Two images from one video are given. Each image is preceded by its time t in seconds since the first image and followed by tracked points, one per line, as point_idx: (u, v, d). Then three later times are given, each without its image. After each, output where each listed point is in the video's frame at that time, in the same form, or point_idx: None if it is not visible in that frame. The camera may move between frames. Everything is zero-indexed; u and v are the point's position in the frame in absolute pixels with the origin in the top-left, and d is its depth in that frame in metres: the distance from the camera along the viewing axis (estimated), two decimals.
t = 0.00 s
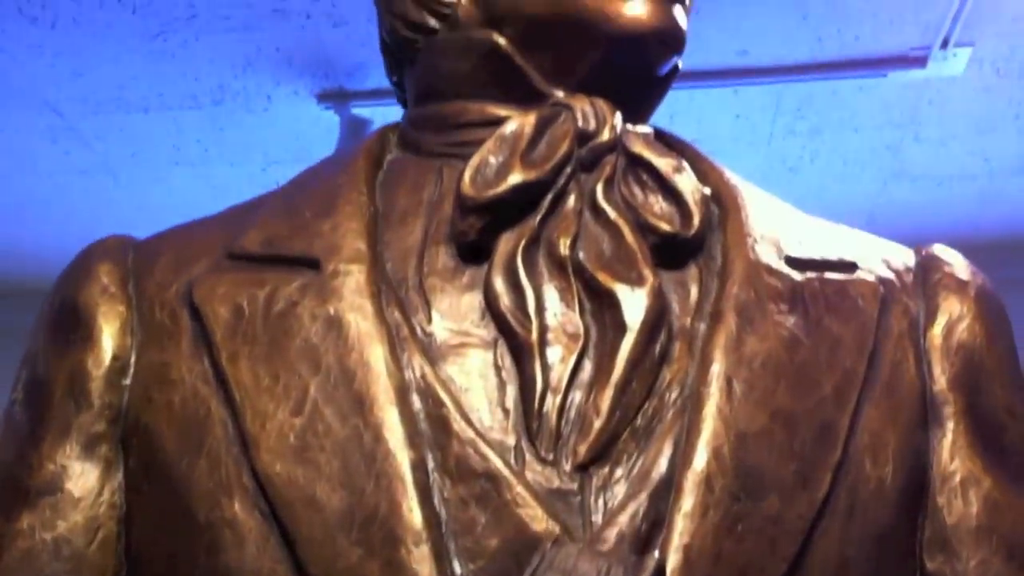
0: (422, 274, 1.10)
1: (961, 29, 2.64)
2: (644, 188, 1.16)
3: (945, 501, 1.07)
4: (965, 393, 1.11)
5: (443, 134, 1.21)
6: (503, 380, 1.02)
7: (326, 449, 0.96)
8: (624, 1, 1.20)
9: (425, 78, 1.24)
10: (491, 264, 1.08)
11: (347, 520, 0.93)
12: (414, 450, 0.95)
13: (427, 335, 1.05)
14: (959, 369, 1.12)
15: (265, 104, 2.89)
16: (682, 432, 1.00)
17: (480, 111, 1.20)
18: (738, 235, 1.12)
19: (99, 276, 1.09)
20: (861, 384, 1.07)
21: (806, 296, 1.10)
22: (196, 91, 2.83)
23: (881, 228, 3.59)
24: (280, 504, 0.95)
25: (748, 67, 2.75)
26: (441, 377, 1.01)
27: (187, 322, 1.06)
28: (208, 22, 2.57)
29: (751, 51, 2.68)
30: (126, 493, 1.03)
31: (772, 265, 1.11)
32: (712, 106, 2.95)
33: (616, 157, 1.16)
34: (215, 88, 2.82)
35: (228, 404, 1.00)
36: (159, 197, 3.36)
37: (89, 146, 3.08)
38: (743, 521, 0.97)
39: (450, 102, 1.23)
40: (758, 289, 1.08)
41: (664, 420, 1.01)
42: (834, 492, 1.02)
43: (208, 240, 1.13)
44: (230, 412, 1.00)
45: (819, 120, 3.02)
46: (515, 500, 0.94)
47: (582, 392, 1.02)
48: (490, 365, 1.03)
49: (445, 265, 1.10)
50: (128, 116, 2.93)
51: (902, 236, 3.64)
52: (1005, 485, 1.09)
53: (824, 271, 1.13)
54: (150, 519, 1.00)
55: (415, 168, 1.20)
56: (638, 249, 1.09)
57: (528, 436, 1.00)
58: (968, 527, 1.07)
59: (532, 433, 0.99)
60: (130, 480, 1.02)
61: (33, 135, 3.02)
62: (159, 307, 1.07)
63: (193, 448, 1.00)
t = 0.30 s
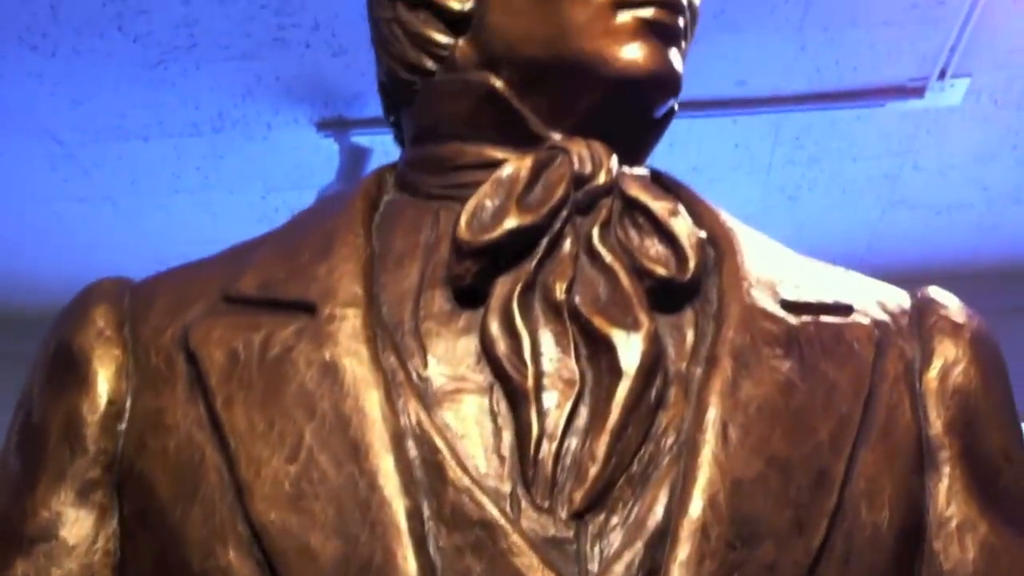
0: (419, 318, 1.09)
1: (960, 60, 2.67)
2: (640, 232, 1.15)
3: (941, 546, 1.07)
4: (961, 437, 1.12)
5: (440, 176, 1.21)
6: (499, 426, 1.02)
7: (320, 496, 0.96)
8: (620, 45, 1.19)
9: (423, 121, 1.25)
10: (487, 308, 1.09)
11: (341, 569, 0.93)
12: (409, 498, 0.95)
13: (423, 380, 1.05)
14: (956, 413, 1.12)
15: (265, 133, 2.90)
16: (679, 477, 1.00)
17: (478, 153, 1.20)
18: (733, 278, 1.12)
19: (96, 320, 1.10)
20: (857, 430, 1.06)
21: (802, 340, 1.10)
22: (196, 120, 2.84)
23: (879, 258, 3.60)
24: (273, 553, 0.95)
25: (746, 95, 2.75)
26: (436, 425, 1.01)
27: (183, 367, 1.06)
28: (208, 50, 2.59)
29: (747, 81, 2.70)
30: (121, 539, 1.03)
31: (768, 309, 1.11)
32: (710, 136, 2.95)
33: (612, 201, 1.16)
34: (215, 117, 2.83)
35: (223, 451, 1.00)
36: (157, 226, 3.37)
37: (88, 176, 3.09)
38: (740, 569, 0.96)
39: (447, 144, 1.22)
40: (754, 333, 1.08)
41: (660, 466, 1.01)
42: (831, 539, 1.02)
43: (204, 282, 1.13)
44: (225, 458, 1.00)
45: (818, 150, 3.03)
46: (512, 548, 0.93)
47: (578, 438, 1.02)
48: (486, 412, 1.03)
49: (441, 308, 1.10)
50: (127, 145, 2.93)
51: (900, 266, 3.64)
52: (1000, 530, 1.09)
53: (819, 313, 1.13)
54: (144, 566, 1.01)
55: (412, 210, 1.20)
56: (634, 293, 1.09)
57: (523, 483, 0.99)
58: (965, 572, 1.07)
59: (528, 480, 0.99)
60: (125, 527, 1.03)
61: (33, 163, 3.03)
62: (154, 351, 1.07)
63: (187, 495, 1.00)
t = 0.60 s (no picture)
0: (413, 360, 1.10)
1: (956, 89, 2.68)
2: (635, 273, 1.15)
3: None
4: (957, 480, 1.12)
5: (435, 216, 1.22)
6: (495, 470, 1.02)
7: (313, 543, 0.96)
8: (615, 86, 1.19)
9: (419, 160, 1.25)
10: (482, 351, 1.09)
11: None
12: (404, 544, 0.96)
13: (417, 424, 1.04)
14: (951, 455, 1.12)
15: (265, 159, 2.90)
16: (673, 523, 1.00)
17: (474, 194, 1.20)
18: (728, 320, 1.12)
19: (89, 360, 1.10)
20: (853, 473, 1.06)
21: (797, 383, 1.10)
22: (196, 146, 2.84)
23: (878, 285, 3.60)
24: None
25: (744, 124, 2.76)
26: (431, 469, 1.01)
27: (176, 409, 1.06)
28: (208, 78, 2.61)
29: (745, 110, 2.72)
30: None
31: (763, 351, 1.11)
32: (709, 163, 2.96)
33: (607, 242, 1.16)
34: (215, 143, 2.84)
35: (216, 496, 1.00)
36: (156, 251, 3.37)
37: (87, 203, 3.10)
38: None
39: (442, 184, 1.23)
40: (748, 377, 1.08)
41: (655, 510, 1.01)
42: None
43: (198, 323, 1.13)
44: (218, 502, 1.00)
45: (816, 178, 3.03)
46: None
47: (573, 482, 1.01)
48: (480, 456, 1.03)
49: (436, 350, 1.11)
50: (126, 171, 2.93)
51: (898, 292, 3.64)
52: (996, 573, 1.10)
53: (814, 355, 1.13)
54: None
55: (408, 250, 1.21)
56: (628, 335, 1.09)
57: (518, 527, 0.99)
58: None
59: (523, 525, 0.99)
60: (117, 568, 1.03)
61: (32, 189, 3.03)
62: (148, 393, 1.07)
63: (181, 540, 1.00)
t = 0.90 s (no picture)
0: (408, 399, 1.10)
1: (952, 113, 2.69)
2: (630, 311, 1.16)
3: None
4: (949, 520, 1.11)
5: (430, 253, 1.22)
6: (487, 510, 1.03)
7: None
8: (611, 125, 1.19)
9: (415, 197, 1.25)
10: (476, 391, 1.09)
11: None
12: None
13: (411, 465, 1.05)
14: (944, 497, 1.11)
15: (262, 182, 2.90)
16: (668, 563, 1.00)
17: (470, 232, 1.20)
18: (723, 359, 1.12)
19: (84, 398, 1.10)
20: (846, 513, 1.07)
21: (791, 423, 1.10)
22: (193, 169, 2.85)
23: (874, 309, 3.61)
24: None
25: (740, 148, 2.77)
26: (424, 509, 1.02)
27: (170, 447, 1.06)
28: (206, 103, 2.61)
29: (742, 135, 2.72)
30: None
31: (759, 391, 1.11)
32: (705, 188, 2.97)
33: (602, 280, 1.16)
34: (213, 166, 2.84)
35: (209, 535, 1.01)
36: (153, 274, 3.37)
37: (84, 225, 3.10)
38: None
39: (438, 222, 1.22)
40: (743, 417, 1.08)
41: (650, 550, 1.01)
42: None
43: (193, 361, 1.13)
44: (211, 544, 1.00)
45: (812, 202, 3.04)
46: None
47: (567, 522, 1.01)
48: (474, 497, 1.04)
49: (431, 389, 1.11)
50: (124, 194, 2.94)
51: (896, 315, 3.64)
52: None
53: (808, 394, 1.13)
54: None
55: (403, 286, 1.21)
56: (622, 374, 1.09)
57: (511, 570, 0.99)
58: None
59: (515, 567, 0.99)
60: None
61: (29, 213, 3.04)
62: (142, 431, 1.08)
63: None
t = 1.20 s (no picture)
0: (404, 432, 1.10)
1: (945, 138, 2.71)
2: (625, 345, 1.16)
3: None
4: (944, 555, 1.11)
5: (426, 284, 1.22)
6: (483, 544, 1.03)
7: None
8: (607, 160, 1.20)
9: (410, 229, 1.25)
10: (472, 425, 1.09)
11: None
12: None
13: (407, 498, 1.05)
14: (938, 531, 1.11)
15: (258, 203, 2.91)
16: None
17: (465, 265, 1.20)
18: (717, 394, 1.13)
19: (81, 429, 1.10)
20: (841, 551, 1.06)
21: (786, 457, 1.10)
22: (190, 190, 2.85)
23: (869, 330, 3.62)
24: None
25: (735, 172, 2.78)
26: (420, 544, 1.02)
27: (167, 479, 1.06)
28: (203, 125, 2.62)
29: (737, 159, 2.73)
30: None
31: (753, 423, 1.12)
32: (700, 211, 2.98)
33: (597, 313, 1.17)
34: (209, 187, 2.84)
35: (205, 568, 1.01)
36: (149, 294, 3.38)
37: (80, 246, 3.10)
38: None
39: (433, 254, 1.23)
40: (738, 453, 1.09)
41: None
42: None
43: (189, 392, 1.13)
44: None
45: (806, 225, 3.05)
46: None
47: (562, 557, 1.01)
48: (469, 531, 1.04)
49: (427, 423, 1.11)
50: (120, 215, 2.94)
51: (890, 337, 3.65)
52: None
53: (803, 429, 1.13)
54: None
55: (399, 317, 1.21)
56: (617, 409, 1.10)
57: None
58: None
59: None
60: None
61: (25, 233, 3.04)
62: (138, 463, 1.08)
63: None
